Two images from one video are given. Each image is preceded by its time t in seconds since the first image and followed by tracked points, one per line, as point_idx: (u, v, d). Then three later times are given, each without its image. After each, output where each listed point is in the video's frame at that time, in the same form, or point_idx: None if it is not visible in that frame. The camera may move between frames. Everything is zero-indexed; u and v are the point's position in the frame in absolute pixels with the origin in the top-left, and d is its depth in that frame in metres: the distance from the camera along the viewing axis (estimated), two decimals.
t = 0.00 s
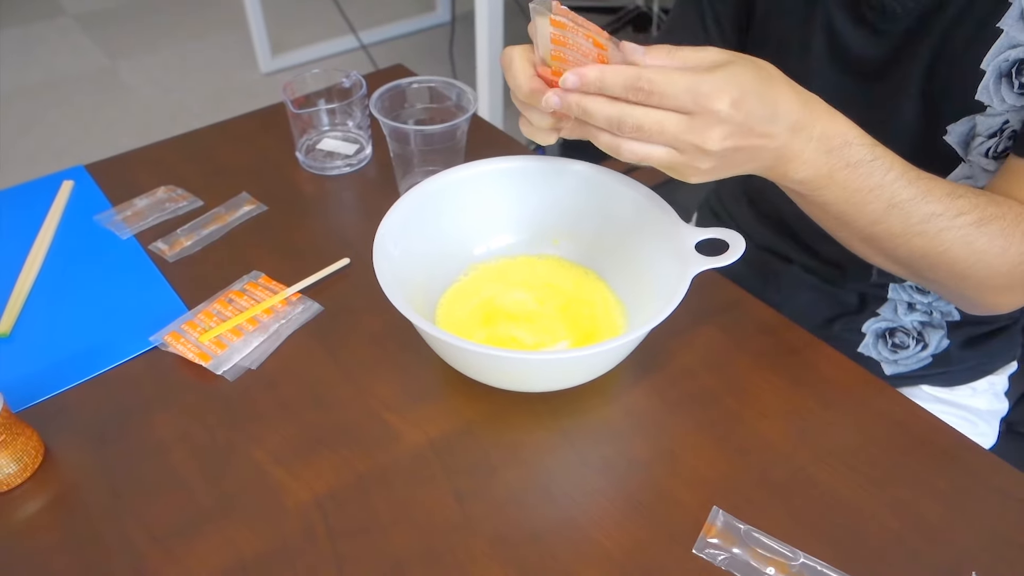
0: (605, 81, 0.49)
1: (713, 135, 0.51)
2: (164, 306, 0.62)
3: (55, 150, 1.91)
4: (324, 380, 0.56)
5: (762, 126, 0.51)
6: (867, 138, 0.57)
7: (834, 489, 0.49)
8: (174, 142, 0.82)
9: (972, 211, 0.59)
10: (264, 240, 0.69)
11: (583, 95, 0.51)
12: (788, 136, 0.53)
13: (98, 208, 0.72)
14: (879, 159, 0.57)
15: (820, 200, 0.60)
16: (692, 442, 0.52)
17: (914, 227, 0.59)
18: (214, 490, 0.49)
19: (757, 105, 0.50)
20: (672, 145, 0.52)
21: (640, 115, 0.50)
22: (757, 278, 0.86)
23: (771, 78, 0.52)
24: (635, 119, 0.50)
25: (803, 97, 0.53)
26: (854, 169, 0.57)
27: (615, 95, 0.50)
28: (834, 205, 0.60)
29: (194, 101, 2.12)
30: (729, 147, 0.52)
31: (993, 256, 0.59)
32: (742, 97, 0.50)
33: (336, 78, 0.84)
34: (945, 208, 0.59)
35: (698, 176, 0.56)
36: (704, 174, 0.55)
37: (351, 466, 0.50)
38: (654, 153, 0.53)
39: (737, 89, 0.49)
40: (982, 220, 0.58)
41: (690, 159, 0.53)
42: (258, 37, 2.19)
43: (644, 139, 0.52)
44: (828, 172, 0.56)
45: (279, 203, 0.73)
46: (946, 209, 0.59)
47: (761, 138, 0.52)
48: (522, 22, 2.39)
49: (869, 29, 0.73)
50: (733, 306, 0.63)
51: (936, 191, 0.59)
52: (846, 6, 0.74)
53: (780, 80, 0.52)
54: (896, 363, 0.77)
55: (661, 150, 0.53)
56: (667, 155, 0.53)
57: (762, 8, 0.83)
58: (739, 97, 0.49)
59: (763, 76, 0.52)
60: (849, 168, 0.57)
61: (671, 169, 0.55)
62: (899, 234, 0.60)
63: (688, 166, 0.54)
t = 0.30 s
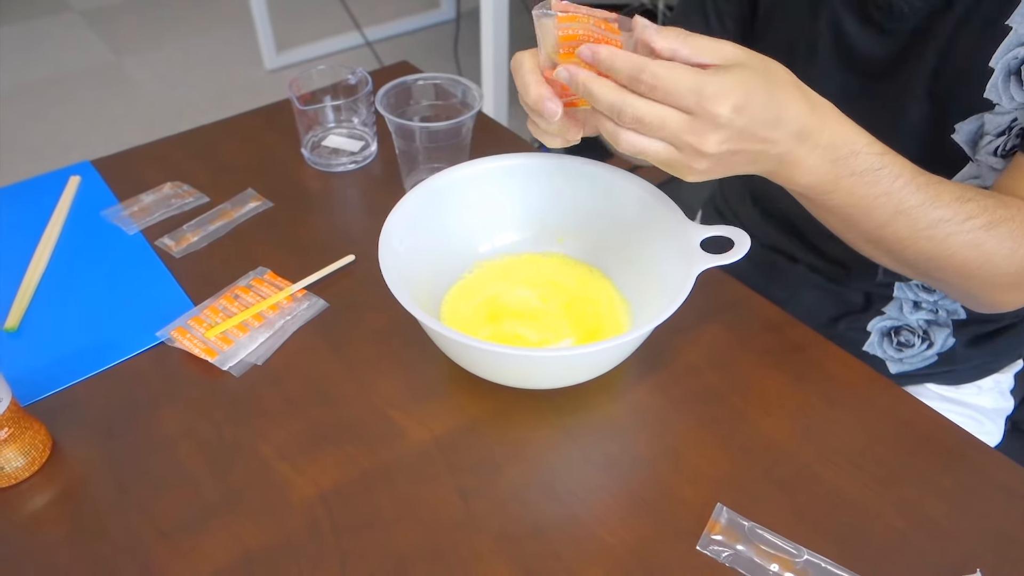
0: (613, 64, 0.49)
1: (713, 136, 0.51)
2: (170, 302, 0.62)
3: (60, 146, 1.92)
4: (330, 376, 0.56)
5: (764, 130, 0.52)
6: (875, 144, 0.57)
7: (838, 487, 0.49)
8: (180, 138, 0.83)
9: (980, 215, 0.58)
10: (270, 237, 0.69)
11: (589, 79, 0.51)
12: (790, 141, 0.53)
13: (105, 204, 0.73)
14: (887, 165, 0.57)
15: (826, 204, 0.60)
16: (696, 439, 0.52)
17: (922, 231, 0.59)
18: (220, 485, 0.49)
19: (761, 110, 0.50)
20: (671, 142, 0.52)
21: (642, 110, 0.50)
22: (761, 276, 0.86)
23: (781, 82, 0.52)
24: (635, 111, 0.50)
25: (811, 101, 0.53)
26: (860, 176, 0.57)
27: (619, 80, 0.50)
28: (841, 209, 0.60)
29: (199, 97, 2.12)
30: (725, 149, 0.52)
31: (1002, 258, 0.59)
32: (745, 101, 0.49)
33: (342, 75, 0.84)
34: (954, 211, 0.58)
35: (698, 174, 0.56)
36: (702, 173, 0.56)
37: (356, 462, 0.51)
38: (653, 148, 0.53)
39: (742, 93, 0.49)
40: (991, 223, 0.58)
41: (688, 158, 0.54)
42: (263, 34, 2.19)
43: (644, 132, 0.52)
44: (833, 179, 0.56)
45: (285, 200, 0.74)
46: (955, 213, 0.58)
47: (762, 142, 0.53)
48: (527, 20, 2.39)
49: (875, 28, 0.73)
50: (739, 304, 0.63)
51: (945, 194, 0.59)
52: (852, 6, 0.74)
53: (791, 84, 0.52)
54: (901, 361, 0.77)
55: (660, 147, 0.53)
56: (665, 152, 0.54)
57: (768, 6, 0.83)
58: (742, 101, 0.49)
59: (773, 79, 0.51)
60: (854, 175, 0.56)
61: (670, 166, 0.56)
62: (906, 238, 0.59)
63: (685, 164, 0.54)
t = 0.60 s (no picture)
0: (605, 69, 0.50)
1: (698, 145, 0.52)
2: (167, 309, 0.63)
3: (58, 155, 1.92)
4: (326, 380, 0.57)
5: (747, 137, 0.53)
6: (853, 140, 0.58)
7: (833, 485, 0.49)
8: (176, 146, 0.83)
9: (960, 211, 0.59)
10: (266, 243, 0.70)
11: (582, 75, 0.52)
12: (771, 143, 0.54)
13: (102, 213, 0.73)
14: (863, 163, 0.58)
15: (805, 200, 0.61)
16: (692, 440, 0.52)
17: (902, 228, 0.59)
18: (217, 491, 0.49)
19: (744, 119, 0.52)
20: (657, 147, 0.54)
21: (628, 115, 0.51)
22: (755, 275, 0.86)
23: (760, 87, 0.52)
24: (622, 116, 0.51)
25: (790, 105, 0.54)
26: (836, 174, 0.57)
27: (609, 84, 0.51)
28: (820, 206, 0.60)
29: (196, 105, 2.12)
30: (709, 155, 0.54)
31: (982, 255, 0.59)
32: (729, 111, 0.51)
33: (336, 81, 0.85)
34: (933, 209, 0.59)
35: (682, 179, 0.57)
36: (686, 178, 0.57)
37: (353, 466, 0.51)
38: (638, 152, 0.55)
39: (726, 102, 0.50)
40: (970, 220, 0.58)
41: (673, 164, 0.55)
42: (259, 41, 2.20)
43: (630, 136, 0.53)
44: (810, 176, 0.57)
45: (281, 206, 0.74)
46: (934, 209, 0.59)
47: (746, 146, 0.54)
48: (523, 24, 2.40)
49: (863, 27, 0.73)
50: (733, 304, 0.63)
51: (923, 193, 0.59)
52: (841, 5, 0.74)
53: (773, 91, 0.53)
54: (897, 359, 0.78)
55: (645, 151, 0.55)
56: (651, 156, 0.55)
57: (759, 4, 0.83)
58: (727, 110, 0.50)
59: (751, 86, 0.52)
60: (831, 173, 0.57)
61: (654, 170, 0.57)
62: (885, 233, 0.60)
63: (669, 169, 0.56)
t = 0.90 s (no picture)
0: (581, 116, 0.54)
1: (684, 145, 0.56)
2: (165, 313, 0.63)
3: (56, 159, 1.92)
4: (324, 384, 0.57)
5: (732, 128, 0.56)
6: (836, 130, 0.59)
7: (830, 487, 0.49)
8: (175, 150, 0.83)
9: (946, 207, 0.60)
10: (264, 247, 0.70)
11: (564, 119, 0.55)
12: (757, 133, 0.57)
13: (99, 217, 0.73)
14: (847, 151, 0.59)
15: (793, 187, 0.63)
16: (689, 443, 0.53)
17: (887, 220, 0.60)
18: (214, 495, 0.49)
19: (725, 113, 0.54)
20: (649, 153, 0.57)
21: (615, 141, 0.55)
22: (753, 278, 0.86)
23: (741, 79, 0.55)
24: (611, 144, 0.55)
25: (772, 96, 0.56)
26: (820, 163, 0.59)
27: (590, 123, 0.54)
28: (806, 194, 0.62)
29: (194, 109, 2.13)
30: (697, 150, 0.57)
31: (966, 251, 0.60)
32: (709, 108, 0.54)
33: (333, 85, 0.85)
34: (918, 201, 0.60)
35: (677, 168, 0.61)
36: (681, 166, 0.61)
37: (350, 470, 0.51)
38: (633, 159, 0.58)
39: (707, 100, 0.53)
40: (956, 215, 0.59)
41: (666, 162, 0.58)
42: (257, 45, 2.20)
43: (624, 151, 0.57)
44: (794, 163, 0.60)
45: (279, 210, 0.74)
46: (920, 203, 0.60)
47: (730, 137, 0.57)
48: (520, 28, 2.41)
49: (861, 30, 0.73)
50: (731, 307, 0.63)
51: (912, 185, 0.60)
52: (837, 9, 0.74)
53: (753, 82, 0.55)
54: (894, 362, 0.78)
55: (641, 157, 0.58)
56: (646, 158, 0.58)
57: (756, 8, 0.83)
58: (707, 107, 0.53)
59: (734, 79, 0.54)
60: (814, 163, 0.59)
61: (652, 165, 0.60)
62: (871, 224, 0.61)
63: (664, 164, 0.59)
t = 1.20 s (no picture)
0: (582, 105, 0.59)
1: (674, 112, 0.61)
2: (161, 317, 0.63)
3: (52, 163, 1.92)
4: (320, 387, 0.57)
5: (725, 103, 0.60)
6: (823, 110, 0.61)
7: (827, 486, 0.49)
8: (170, 154, 0.83)
9: (926, 198, 0.61)
10: (260, 250, 0.70)
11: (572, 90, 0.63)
12: (748, 110, 0.60)
13: (95, 221, 0.73)
14: (834, 131, 0.60)
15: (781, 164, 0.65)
16: (685, 442, 0.52)
17: (869, 204, 0.62)
18: (210, 499, 0.49)
19: (718, 87, 0.58)
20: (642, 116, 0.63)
21: (609, 111, 0.61)
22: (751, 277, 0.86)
23: (739, 60, 0.57)
24: (608, 114, 0.61)
25: (762, 77, 0.58)
26: (805, 146, 0.61)
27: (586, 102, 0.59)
28: (794, 172, 0.64)
29: (190, 112, 2.13)
30: (686, 115, 0.62)
31: (941, 244, 0.61)
32: (699, 82, 0.58)
33: (328, 88, 0.85)
34: (903, 189, 0.61)
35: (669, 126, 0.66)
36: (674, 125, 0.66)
37: (346, 473, 0.51)
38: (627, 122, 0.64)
39: (701, 77, 0.57)
40: (935, 208, 0.61)
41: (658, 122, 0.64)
42: (253, 47, 2.20)
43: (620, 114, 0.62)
44: (781, 143, 0.62)
45: (275, 213, 0.74)
46: (902, 190, 0.61)
47: (720, 111, 0.61)
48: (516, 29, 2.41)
49: (857, 27, 0.73)
50: (727, 306, 0.63)
51: (898, 174, 0.61)
52: (835, 8, 0.74)
53: (746, 62, 0.57)
54: (891, 359, 0.78)
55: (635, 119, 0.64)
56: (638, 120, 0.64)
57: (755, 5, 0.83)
58: (699, 80, 0.57)
59: (729, 59, 0.57)
60: (800, 145, 0.61)
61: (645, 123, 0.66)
62: (854, 207, 0.63)
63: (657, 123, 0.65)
